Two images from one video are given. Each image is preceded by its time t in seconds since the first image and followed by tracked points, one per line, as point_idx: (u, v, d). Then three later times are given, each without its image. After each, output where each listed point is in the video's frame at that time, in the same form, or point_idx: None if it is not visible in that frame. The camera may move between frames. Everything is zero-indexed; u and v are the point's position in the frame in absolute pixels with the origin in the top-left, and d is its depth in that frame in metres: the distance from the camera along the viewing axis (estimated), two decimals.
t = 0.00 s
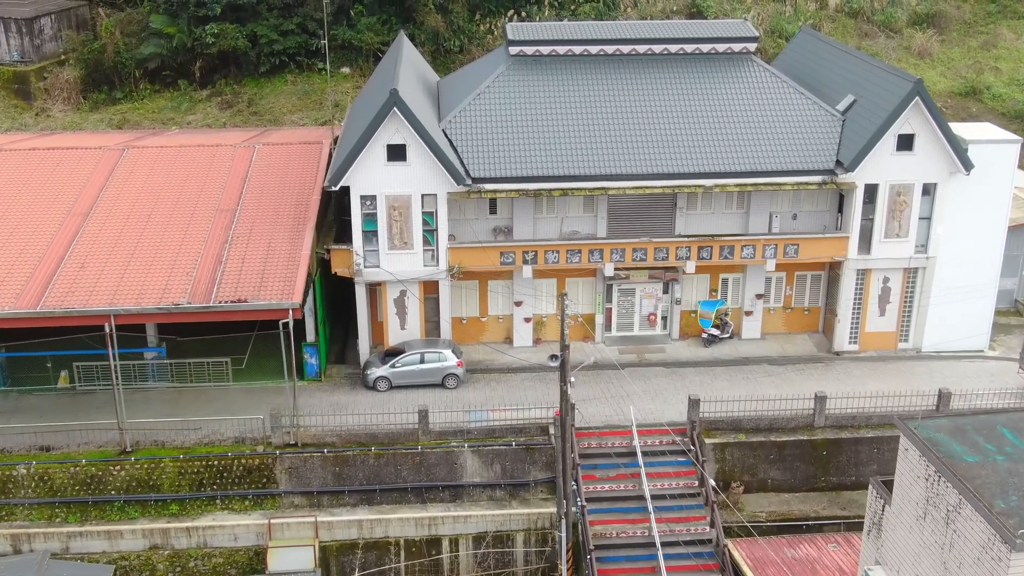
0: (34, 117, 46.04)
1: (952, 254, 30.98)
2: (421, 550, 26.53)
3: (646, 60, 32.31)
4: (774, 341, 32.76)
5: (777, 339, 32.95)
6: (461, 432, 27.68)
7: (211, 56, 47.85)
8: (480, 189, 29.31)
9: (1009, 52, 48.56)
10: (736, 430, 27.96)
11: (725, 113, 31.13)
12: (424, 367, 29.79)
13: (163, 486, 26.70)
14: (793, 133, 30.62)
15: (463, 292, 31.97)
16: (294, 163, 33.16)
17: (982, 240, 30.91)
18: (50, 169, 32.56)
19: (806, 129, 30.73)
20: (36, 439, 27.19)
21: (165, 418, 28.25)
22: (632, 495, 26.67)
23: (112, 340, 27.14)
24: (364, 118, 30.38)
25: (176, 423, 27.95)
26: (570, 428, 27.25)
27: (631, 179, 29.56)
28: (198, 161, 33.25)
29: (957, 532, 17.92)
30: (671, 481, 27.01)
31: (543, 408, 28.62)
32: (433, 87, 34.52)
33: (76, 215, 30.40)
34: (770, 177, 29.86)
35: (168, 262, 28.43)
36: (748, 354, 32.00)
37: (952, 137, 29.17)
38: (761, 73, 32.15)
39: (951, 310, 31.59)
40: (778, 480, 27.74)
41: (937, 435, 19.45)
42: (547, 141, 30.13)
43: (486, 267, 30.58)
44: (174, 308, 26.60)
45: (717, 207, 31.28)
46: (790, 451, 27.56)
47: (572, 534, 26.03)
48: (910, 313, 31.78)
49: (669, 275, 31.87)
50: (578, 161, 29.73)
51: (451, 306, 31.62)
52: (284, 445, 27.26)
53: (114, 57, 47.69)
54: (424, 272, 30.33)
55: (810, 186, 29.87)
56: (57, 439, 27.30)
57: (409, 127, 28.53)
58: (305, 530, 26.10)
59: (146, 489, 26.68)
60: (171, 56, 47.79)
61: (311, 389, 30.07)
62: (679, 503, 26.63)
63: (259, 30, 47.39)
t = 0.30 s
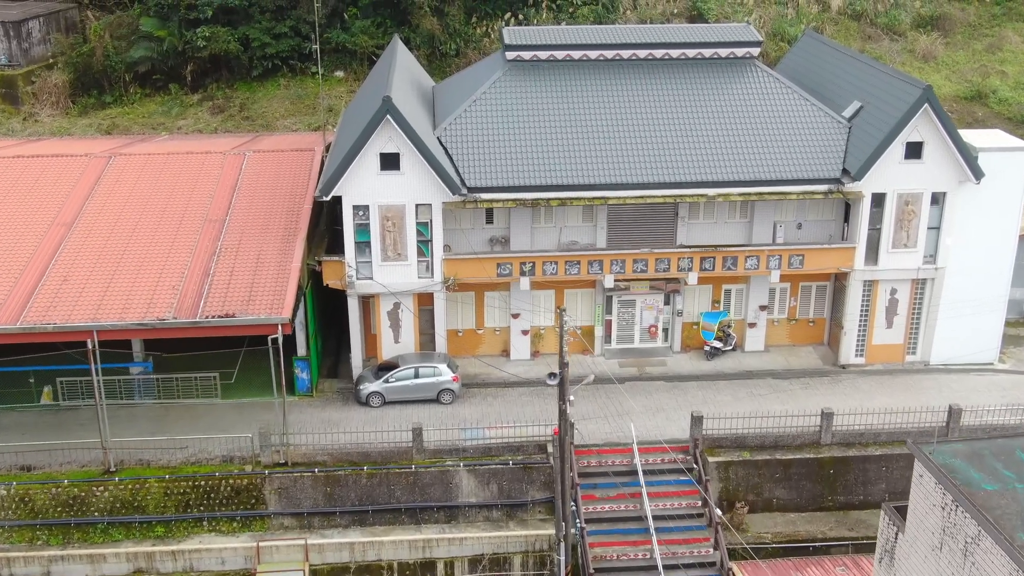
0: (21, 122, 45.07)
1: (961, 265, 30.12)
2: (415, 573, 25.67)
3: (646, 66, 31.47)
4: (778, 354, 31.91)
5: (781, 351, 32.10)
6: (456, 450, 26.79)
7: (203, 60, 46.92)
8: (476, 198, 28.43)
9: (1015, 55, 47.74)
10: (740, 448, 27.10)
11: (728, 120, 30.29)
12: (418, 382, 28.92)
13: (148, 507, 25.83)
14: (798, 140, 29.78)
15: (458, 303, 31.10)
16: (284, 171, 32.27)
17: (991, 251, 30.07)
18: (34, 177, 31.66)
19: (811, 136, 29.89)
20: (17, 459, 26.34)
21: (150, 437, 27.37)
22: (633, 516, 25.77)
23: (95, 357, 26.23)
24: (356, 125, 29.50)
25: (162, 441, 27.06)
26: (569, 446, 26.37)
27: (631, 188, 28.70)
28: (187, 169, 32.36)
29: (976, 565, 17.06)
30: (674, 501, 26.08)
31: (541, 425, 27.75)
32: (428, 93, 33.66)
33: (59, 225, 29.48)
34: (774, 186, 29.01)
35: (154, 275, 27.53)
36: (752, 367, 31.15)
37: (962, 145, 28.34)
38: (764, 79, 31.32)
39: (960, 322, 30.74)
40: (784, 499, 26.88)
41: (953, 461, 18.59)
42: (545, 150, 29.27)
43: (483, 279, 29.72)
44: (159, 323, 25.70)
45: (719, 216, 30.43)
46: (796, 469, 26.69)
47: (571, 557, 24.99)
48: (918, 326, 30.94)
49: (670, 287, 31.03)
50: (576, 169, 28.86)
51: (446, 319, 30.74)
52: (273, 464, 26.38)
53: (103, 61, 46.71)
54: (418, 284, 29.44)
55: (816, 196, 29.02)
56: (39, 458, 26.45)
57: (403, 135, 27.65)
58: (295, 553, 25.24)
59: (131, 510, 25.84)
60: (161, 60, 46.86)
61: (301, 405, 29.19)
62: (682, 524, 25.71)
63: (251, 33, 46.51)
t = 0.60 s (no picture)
0: (7, 127, 44.09)
1: (971, 276, 29.26)
2: None
3: (646, 71, 30.60)
4: (782, 367, 31.05)
5: (785, 364, 31.24)
6: (451, 470, 25.91)
7: (193, 64, 46.01)
8: (471, 209, 27.54)
9: (1020, 58, 46.91)
10: (744, 467, 26.22)
11: (731, 127, 29.42)
12: (411, 399, 28.02)
13: (130, 530, 24.89)
14: (802, 148, 28.91)
15: (453, 316, 30.22)
16: (274, 180, 31.36)
17: (1001, 262, 29.21)
18: (16, 186, 30.71)
19: (816, 144, 29.02)
20: None
21: (134, 457, 26.46)
22: (634, 539, 24.89)
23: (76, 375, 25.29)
24: (348, 133, 28.60)
25: (146, 461, 26.18)
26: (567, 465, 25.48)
27: (631, 198, 27.81)
28: (174, 178, 31.44)
29: None
30: (676, 523, 25.18)
31: (539, 444, 26.86)
32: (423, 99, 32.77)
33: (41, 236, 28.54)
34: (779, 196, 28.13)
35: (138, 288, 26.60)
36: (755, 382, 30.29)
37: (972, 154, 27.48)
38: (768, 84, 30.46)
39: (969, 335, 29.88)
40: (789, 520, 26.01)
41: (971, 490, 17.83)
42: (543, 158, 28.39)
43: (478, 291, 28.84)
44: (142, 339, 24.79)
45: (722, 226, 29.58)
46: (802, 489, 25.82)
47: None
48: (926, 338, 30.07)
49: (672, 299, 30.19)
50: (575, 179, 27.97)
51: (441, 332, 29.86)
52: (261, 485, 25.46)
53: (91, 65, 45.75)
54: (411, 297, 28.55)
55: (821, 206, 28.14)
56: (18, 479, 25.49)
57: (395, 144, 26.76)
58: None
59: (113, 533, 24.88)
60: (150, 64, 45.92)
61: (291, 423, 28.29)
62: (684, 547, 24.82)
63: (242, 37, 45.63)
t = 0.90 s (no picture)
0: None
1: (980, 287, 28.39)
2: None
3: (645, 77, 29.73)
4: (785, 382, 30.16)
5: (789, 379, 30.36)
6: (444, 492, 24.99)
7: (181, 68, 45.05)
8: (465, 220, 26.61)
9: None
10: (748, 487, 25.32)
11: (733, 135, 28.54)
12: (403, 417, 27.10)
13: (111, 556, 23.90)
14: (807, 157, 28.05)
15: (447, 330, 29.30)
16: (262, 189, 30.41)
17: (1011, 273, 28.36)
18: None
19: (821, 153, 28.14)
20: None
21: (115, 479, 25.49)
22: (634, 563, 23.99)
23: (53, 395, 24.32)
24: (338, 141, 27.66)
25: (127, 484, 25.14)
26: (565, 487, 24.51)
27: (631, 209, 26.91)
28: (158, 187, 30.46)
29: None
30: (677, 546, 24.29)
31: (535, 464, 25.95)
32: (416, 106, 31.87)
33: (20, 249, 27.56)
34: (782, 206, 27.25)
35: (118, 304, 25.62)
36: (758, 397, 29.40)
37: (982, 162, 26.60)
38: (770, 90, 29.60)
39: (979, 348, 29.02)
40: (795, 543, 25.12)
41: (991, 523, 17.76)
42: (539, 167, 27.48)
43: (472, 305, 27.90)
44: (123, 357, 23.82)
45: (723, 237, 28.69)
46: (808, 510, 24.93)
47: None
48: (933, 352, 29.20)
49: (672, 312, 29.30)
50: (572, 189, 27.06)
51: (434, 346, 28.94)
52: (247, 508, 24.51)
53: (77, 69, 44.75)
54: (403, 311, 27.62)
55: (827, 216, 27.27)
56: None
57: (386, 153, 25.83)
58: None
59: (93, 559, 23.89)
60: (138, 68, 44.95)
61: (278, 441, 27.34)
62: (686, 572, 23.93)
63: (231, 40, 44.72)
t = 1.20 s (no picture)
0: None
1: (990, 301, 27.54)
2: None
3: (644, 84, 28.88)
4: (789, 398, 29.28)
5: (792, 394, 29.50)
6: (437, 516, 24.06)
7: (169, 73, 44.07)
8: (458, 233, 25.68)
9: None
10: (752, 510, 24.41)
11: (735, 144, 27.67)
12: (394, 437, 26.16)
13: None
14: (811, 167, 27.18)
15: (440, 345, 28.38)
16: (249, 200, 29.47)
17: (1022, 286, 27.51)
18: None
19: (826, 163, 27.27)
20: None
21: (96, 503, 24.46)
22: None
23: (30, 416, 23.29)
24: (327, 151, 26.72)
25: (107, 509, 24.09)
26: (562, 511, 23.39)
27: (630, 221, 26.01)
28: (142, 198, 29.49)
29: None
30: (679, 573, 23.28)
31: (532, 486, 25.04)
32: (407, 113, 30.98)
33: None
34: (787, 218, 26.36)
35: (98, 322, 24.67)
36: (761, 414, 28.53)
37: (993, 173, 25.72)
38: (773, 98, 28.77)
39: (988, 363, 28.19)
40: (801, 568, 24.25)
41: (1008, 558, 18.87)
42: (535, 178, 26.57)
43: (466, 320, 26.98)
44: (101, 378, 22.87)
45: (725, 249, 27.82)
46: (814, 535, 24.04)
47: None
48: (941, 368, 28.35)
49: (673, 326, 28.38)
50: (570, 200, 26.14)
51: (426, 362, 28.02)
52: (231, 534, 23.52)
53: (62, 74, 43.73)
54: (395, 327, 26.70)
55: (832, 228, 26.39)
56: None
57: (377, 164, 24.90)
58: None
59: None
60: (125, 72, 43.94)
61: (265, 462, 26.39)
62: None
63: (220, 44, 43.78)
